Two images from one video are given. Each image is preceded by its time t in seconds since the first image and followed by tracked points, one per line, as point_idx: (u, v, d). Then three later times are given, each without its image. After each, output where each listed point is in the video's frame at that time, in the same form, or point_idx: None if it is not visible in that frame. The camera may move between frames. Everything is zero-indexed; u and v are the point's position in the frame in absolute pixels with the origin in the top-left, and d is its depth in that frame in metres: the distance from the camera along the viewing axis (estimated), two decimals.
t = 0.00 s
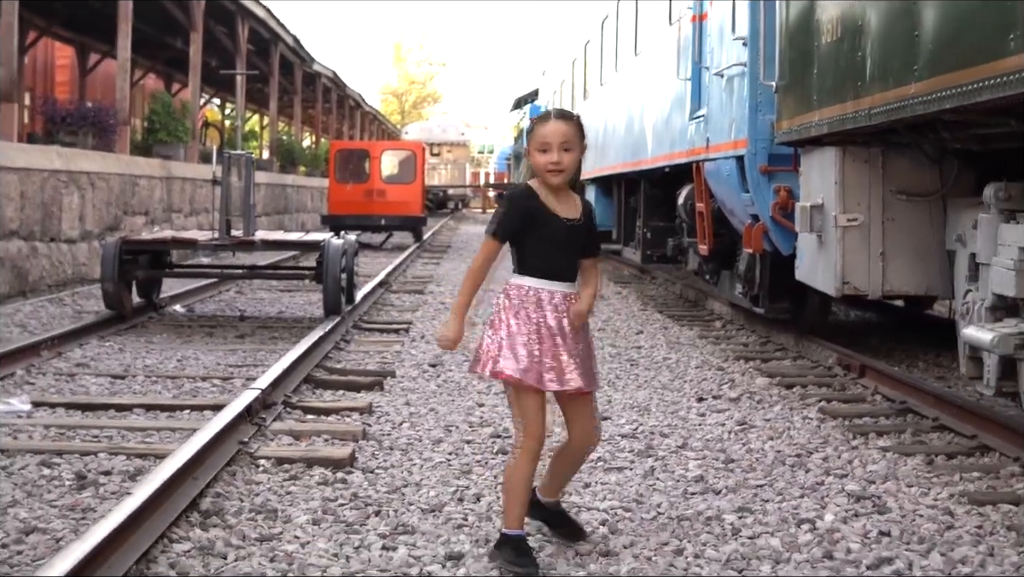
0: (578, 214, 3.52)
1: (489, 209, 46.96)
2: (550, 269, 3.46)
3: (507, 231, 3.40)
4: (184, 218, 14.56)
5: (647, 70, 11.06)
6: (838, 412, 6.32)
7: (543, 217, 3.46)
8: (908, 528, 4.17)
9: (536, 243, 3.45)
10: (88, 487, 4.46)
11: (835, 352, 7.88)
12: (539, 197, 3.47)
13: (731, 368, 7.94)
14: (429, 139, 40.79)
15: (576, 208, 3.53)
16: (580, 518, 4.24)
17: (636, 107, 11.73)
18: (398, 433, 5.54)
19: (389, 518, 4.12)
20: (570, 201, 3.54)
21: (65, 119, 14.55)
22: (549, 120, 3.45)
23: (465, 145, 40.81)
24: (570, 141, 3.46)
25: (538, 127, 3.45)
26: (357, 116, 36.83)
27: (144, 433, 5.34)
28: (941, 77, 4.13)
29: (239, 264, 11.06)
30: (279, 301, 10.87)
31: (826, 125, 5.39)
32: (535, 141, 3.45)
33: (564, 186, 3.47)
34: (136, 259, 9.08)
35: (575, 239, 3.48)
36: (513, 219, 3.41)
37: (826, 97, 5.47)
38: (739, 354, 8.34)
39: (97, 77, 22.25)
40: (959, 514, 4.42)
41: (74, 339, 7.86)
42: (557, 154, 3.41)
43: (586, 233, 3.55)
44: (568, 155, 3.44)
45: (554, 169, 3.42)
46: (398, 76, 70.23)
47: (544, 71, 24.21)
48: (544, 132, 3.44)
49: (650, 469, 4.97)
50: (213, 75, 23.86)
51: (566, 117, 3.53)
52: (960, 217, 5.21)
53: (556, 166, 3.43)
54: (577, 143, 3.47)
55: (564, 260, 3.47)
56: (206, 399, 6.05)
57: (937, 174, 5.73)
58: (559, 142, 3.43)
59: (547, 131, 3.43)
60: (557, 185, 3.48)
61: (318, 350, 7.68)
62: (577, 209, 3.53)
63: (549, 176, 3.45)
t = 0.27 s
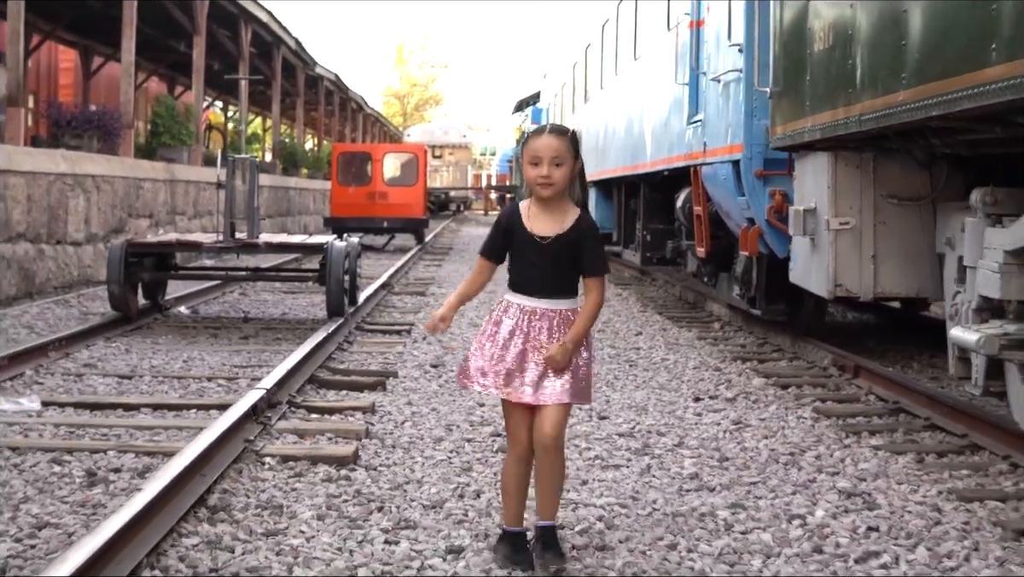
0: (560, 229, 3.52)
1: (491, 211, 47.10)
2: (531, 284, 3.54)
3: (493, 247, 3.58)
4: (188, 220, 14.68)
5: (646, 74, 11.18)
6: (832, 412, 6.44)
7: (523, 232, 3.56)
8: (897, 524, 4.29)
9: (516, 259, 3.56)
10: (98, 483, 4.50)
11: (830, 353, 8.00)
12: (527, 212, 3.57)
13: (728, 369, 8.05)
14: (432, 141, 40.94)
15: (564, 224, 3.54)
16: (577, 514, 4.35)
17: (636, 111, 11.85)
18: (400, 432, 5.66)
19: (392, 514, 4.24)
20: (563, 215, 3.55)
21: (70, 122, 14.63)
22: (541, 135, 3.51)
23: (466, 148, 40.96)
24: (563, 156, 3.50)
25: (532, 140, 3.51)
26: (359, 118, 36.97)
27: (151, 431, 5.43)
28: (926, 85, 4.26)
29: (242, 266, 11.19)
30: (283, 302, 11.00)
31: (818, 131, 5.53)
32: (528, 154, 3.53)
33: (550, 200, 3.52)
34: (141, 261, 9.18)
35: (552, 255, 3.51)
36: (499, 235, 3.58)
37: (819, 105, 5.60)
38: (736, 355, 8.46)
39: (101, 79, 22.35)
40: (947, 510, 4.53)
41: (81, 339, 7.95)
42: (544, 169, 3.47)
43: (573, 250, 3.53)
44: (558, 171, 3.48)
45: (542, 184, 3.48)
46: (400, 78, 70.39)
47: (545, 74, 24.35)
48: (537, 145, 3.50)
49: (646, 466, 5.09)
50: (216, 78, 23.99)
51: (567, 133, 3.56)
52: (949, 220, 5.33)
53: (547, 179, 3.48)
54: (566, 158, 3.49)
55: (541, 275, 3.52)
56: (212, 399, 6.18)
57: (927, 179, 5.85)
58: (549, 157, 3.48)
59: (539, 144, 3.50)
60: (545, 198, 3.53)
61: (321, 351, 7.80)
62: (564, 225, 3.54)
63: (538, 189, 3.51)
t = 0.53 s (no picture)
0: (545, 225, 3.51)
1: (490, 210, 47.21)
2: (530, 282, 3.55)
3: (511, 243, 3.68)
4: (189, 221, 14.79)
5: (643, 77, 11.30)
6: (823, 411, 6.56)
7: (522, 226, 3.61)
8: (882, 520, 4.42)
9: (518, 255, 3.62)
10: (105, 481, 4.58)
11: (823, 352, 8.13)
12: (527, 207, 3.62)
13: (722, 368, 8.18)
14: (431, 141, 41.06)
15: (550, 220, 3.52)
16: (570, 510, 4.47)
17: (632, 113, 11.97)
18: (398, 431, 5.77)
19: (391, 510, 4.36)
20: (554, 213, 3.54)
21: (72, 124, 14.69)
22: (543, 132, 3.52)
23: (466, 148, 41.06)
24: (563, 157, 3.49)
25: (535, 137, 3.54)
26: (359, 119, 37.08)
27: (155, 430, 5.51)
28: (911, 92, 4.40)
29: (243, 267, 11.30)
30: (283, 303, 11.12)
31: (809, 136, 5.66)
32: (533, 150, 3.55)
33: (544, 197, 3.52)
34: (144, 262, 9.28)
35: (537, 250, 3.52)
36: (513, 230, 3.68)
37: (809, 110, 5.73)
38: (731, 355, 8.58)
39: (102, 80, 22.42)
40: (932, 506, 4.65)
41: (85, 340, 8.04)
42: (542, 167, 3.48)
43: (556, 246, 3.49)
44: (557, 172, 3.48)
45: (540, 181, 3.50)
46: (400, 78, 70.49)
47: (544, 75, 24.46)
48: (539, 143, 3.51)
49: (639, 465, 5.21)
50: (216, 78, 24.09)
51: (571, 133, 3.55)
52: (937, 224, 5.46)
53: (546, 178, 3.49)
54: (566, 157, 3.49)
55: (535, 274, 3.54)
56: (213, 399, 6.28)
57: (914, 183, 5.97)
58: (549, 156, 3.48)
59: (541, 143, 3.51)
60: (541, 196, 3.54)
61: (321, 352, 7.92)
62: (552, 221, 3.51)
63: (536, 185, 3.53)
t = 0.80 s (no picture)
0: (559, 231, 3.52)
1: (489, 210, 47.32)
2: (547, 292, 3.56)
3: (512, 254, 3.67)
4: (189, 221, 14.89)
5: (639, 78, 11.42)
6: (814, 408, 6.68)
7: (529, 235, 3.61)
8: (868, 513, 4.54)
9: (527, 264, 3.61)
10: (109, 476, 4.67)
11: (815, 350, 8.25)
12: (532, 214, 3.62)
13: (716, 366, 8.29)
14: (430, 140, 41.17)
15: (562, 226, 3.53)
16: (564, 504, 4.58)
17: (628, 113, 12.09)
18: (397, 427, 5.89)
19: (388, 504, 4.48)
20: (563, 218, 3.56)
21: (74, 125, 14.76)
22: (550, 141, 3.53)
23: (465, 147, 41.16)
24: (570, 164, 3.51)
25: (541, 145, 3.53)
26: (358, 118, 37.18)
27: (158, 426, 5.56)
28: (896, 95, 4.55)
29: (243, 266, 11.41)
30: (282, 302, 11.22)
31: (797, 138, 5.81)
32: (537, 158, 3.55)
33: (553, 203, 3.53)
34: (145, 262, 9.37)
35: (551, 257, 3.53)
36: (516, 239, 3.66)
37: (799, 110, 5.88)
38: (725, 353, 8.70)
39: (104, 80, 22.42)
40: (916, 500, 4.77)
41: (88, 339, 8.12)
42: (550, 174, 3.48)
43: (575, 251, 3.51)
44: (565, 178, 3.49)
45: (547, 188, 3.49)
46: (399, 77, 70.58)
47: (542, 75, 24.57)
48: (545, 150, 3.52)
49: (632, 460, 5.32)
50: (216, 78, 24.20)
51: (574, 141, 3.57)
52: (923, 224, 5.59)
53: (553, 185, 3.49)
54: (574, 165, 3.52)
55: (551, 284, 3.55)
56: (215, 396, 6.31)
57: (902, 183, 6.07)
58: (556, 163, 3.49)
59: (548, 149, 3.51)
60: (546, 203, 3.55)
61: (321, 350, 8.03)
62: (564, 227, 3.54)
63: (542, 193, 3.53)
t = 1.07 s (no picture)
0: (575, 237, 3.62)
1: (489, 209, 47.40)
2: (562, 295, 3.60)
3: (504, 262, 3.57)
4: (189, 220, 14.99)
5: (636, 78, 11.52)
6: (806, 404, 6.79)
7: (538, 243, 3.58)
8: (855, 506, 4.65)
9: (538, 271, 3.60)
10: (114, 469, 4.76)
11: (808, 348, 8.37)
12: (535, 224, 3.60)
13: (711, 363, 8.41)
14: (430, 139, 41.25)
15: (574, 234, 3.63)
16: (559, 496, 4.70)
17: (626, 113, 12.19)
18: (396, 423, 6.00)
19: (387, 496, 4.59)
20: (571, 226, 3.65)
21: (75, 125, 14.83)
22: (558, 152, 3.58)
23: (464, 146, 41.25)
24: (577, 175, 3.57)
25: (548, 157, 3.57)
26: (358, 117, 37.26)
27: (162, 421, 5.66)
28: (881, 98, 4.67)
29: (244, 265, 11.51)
30: (283, 300, 11.33)
31: (788, 140, 5.94)
32: (540, 170, 3.58)
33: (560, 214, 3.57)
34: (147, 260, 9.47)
35: (571, 263, 3.60)
36: (513, 247, 3.57)
37: (790, 113, 6.01)
38: (720, 351, 8.82)
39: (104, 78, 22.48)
40: (903, 493, 4.89)
41: (91, 336, 8.22)
42: (559, 186, 3.52)
43: (591, 255, 3.64)
44: (572, 189, 3.55)
45: (555, 200, 3.54)
46: (399, 76, 70.66)
47: (541, 75, 24.67)
48: (553, 161, 3.56)
49: (626, 454, 5.43)
50: (216, 77, 24.29)
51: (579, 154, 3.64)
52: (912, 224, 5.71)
53: (561, 197, 3.54)
54: (581, 177, 3.58)
55: (572, 283, 3.60)
56: (217, 393, 6.41)
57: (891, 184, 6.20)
58: (564, 174, 3.55)
59: (554, 162, 3.56)
60: (552, 213, 3.59)
61: (321, 348, 8.14)
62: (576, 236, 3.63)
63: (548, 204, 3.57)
